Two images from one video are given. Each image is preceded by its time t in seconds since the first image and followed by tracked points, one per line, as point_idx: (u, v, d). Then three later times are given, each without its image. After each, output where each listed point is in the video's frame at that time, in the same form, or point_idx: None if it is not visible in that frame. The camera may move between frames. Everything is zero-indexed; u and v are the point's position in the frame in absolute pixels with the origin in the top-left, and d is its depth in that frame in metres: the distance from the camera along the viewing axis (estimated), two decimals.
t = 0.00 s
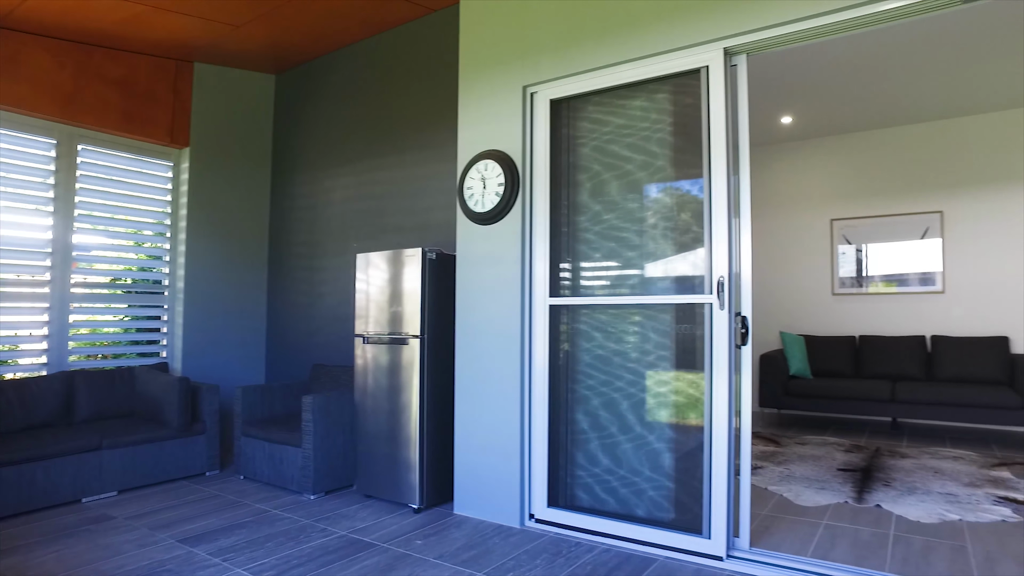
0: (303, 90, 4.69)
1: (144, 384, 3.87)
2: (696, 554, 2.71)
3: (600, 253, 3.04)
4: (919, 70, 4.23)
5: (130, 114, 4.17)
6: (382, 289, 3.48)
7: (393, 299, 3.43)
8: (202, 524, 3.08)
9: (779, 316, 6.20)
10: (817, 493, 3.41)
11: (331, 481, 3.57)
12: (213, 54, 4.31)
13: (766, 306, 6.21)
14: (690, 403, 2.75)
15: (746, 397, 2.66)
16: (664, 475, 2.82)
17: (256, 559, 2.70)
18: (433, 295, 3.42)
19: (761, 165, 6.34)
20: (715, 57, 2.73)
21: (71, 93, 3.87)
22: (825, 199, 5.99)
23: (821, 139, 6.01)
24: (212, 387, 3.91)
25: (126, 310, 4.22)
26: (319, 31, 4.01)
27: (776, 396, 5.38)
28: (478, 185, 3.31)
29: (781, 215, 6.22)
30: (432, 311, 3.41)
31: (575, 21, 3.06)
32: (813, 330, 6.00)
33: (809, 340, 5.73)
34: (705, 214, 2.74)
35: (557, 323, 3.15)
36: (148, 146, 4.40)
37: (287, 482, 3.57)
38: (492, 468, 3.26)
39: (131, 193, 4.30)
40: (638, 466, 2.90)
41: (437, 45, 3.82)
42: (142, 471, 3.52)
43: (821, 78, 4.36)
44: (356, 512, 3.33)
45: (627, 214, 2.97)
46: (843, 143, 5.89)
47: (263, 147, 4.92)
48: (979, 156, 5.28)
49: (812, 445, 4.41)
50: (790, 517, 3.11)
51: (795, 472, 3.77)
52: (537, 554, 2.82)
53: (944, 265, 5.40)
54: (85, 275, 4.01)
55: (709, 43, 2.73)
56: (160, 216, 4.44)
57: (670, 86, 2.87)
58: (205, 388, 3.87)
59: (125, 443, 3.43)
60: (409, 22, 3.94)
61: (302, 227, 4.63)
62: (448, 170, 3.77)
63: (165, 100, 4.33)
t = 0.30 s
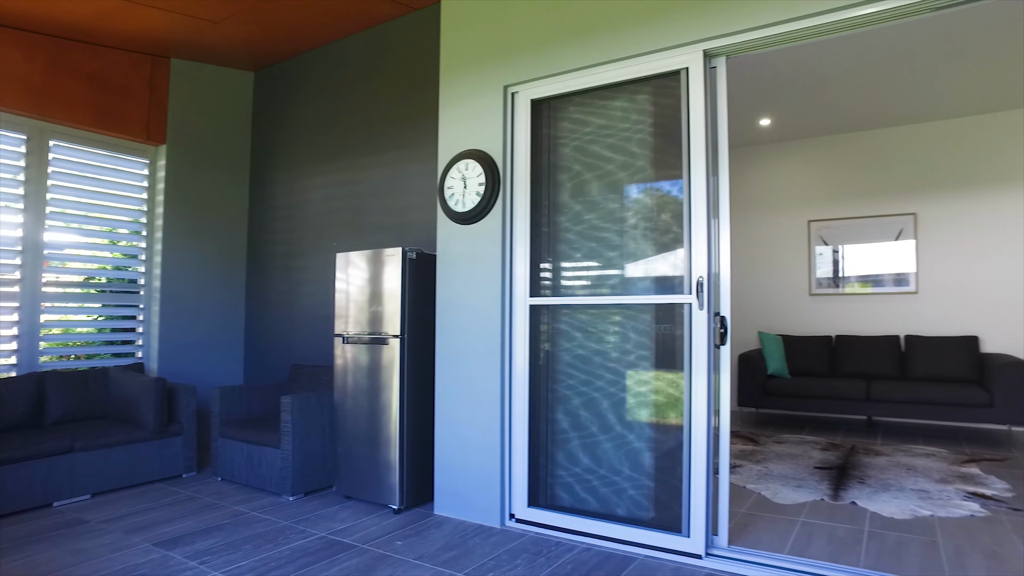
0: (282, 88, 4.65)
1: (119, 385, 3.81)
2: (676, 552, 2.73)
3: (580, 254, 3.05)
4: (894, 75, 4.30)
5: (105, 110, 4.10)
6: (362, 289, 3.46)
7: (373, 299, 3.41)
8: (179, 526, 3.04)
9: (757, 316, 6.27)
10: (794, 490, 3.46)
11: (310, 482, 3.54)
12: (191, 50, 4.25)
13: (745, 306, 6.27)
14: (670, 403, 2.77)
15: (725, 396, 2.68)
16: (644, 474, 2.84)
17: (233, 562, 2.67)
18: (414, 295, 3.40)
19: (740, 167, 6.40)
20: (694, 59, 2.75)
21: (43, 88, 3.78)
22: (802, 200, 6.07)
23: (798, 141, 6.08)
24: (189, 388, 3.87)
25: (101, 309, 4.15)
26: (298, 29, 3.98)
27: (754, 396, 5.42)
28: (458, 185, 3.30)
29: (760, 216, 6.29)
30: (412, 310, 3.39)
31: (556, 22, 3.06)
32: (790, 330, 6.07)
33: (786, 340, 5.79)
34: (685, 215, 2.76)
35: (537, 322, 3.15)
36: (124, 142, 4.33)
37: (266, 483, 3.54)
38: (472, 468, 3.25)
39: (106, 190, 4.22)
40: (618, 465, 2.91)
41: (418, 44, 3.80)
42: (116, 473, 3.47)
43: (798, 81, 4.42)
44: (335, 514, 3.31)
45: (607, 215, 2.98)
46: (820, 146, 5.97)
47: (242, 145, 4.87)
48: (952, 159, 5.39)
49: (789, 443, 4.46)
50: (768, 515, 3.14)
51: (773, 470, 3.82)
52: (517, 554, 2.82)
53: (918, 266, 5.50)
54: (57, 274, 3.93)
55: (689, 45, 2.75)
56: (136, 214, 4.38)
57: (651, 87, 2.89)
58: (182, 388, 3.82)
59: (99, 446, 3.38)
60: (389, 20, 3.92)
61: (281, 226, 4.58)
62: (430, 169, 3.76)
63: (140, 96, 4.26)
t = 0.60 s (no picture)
0: (262, 86, 4.60)
1: (93, 386, 3.74)
2: (656, 551, 2.75)
3: (561, 254, 3.06)
4: (871, 79, 4.36)
5: (79, 106, 4.02)
6: (342, 289, 3.44)
7: (354, 299, 3.39)
8: (154, 530, 2.99)
9: (737, 317, 6.33)
10: (772, 489, 3.49)
11: (289, 484, 3.51)
12: (168, 45, 4.19)
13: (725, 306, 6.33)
14: (650, 403, 2.79)
15: (704, 395, 2.70)
16: (625, 474, 2.85)
17: (210, 565, 2.63)
18: (394, 295, 3.39)
19: (720, 169, 6.46)
20: (675, 61, 2.77)
21: (14, 83, 3.70)
22: (781, 202, 6.14)
23: (777, 144, 6.16)
24: (166, 388, 3.82)
25: (74, 309, 4.07)
26: (278, 26, 3.94)
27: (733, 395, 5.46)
28: (440, 185, 3.29)
29: (739, 218, 6.35)
30: (393, 310, 3.38)
31: (538, 23, 3.07)
32: (769, 330, 6.14)
33: (765, 340, 5.85)
34: (665, 215, 2.77)
35: (518, 322, 3.15)
36: (99, 139, 4.25)
37: (244, 485, 3.50)
38: (453, 468, 3.24)
39: (81, 188, 4.14)
40: (599, 465, 2.92)
41: (400, 43, 3.79)
42: (90, 477, 3.41)
43: (776, 84, 4.47)
44: (315, 515, 3.28)
45: (588, 215, 2.99)
46: (798, 148, 6.05)
47: (221, 144, 4.82)
48: (925, 163, 5.49)
49: (768, 442, 4.51)
50: (747, 513, 3.17)
51: (752, 469, 3.86)
52: (498, 554, 2.82)
53: (894, 267, 5.59)
54: (28, 273, 3.84)
55: (670, 48, 2.77)
56: (112, 212, 4.30)
57: (632, 89, 2.90)
58: (158, 389, 3.77)
59: (72, 448, 3.31)
60: (371, 19, 3.90)
61: (260, 225, 4.53)
62: (411, 169, 3.74)
63: (115, 92, 4.19)
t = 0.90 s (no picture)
0: (242, 83, 4.55)
1: (66, 388, 3.68)
2: (636, 550, 2.76)
3: (543, 254, 3.06)
4: (847, 83, 4.43)
5: (53, 101, 3.94)
6: (322, 289, 3.41)
7: (334, 299, 3.37)
8: (130, 534, 2.95)
9: (717, 317, 6.38)
10: (751, 488, 3.53)
11: (268, 485, 3.48)
12: (145, 41, 4.13)
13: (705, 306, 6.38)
14: (631, 403, 2.80)
15: (684, 395, 2.72)
16: (606, 473, 2.87)
17: (187, 568, 2.60)
18: (375, 295, 3.37)
19: (700, 170, 6.51)
20: (656, 62, 2.78)
21: None
22: (760, 203, 6.20)
23: (757, 145, 6.22)
24: (142, 390, 3.77)
25: (47, 309, 3.99)
26: (258, 23, 3.90)
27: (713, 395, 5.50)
28: (421, 185, 3.28)
29: (720, 219, 6.40)
30: (374, 310, 3.36)
31: (519, 23, 3.07)
32: (749, 330, 6.20)
33: (744, 340, 5.90)
34: (646, 216, 2.79)
35: (499, 322, 3.15)
36: (73, 136, 4.17)
37: (222, 487, 3.46)
38: (434, 468, 3.23)
39: (54, 185, 4.07)
40: (580, 465, 2.93)
41: (381, 42, 3.77)
42: (63, 480, 3.35)
43: (755, 87, 4.52)
44: (294, 517, 3.25)
45: (570, 216, 3.00)
46: (777, 150, 6.12)
47: (200, 142, 4.76)
48: (900, 165, 5.59)
49: (747, 441, 4.56)
50: (726, 512, 3.20)
51: (731, 468, 3.89)
52: (480, 555, 2.82)
53: (870, 268, 5.68)
54: None
55: (651, 49, 2.79)
56: (86, 210, 4.23)
57: (613, 89, 2.91)
58: (135, 390, 3.72)
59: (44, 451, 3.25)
60: (352, 17, 3.88)
61: (240, 224, 4.48)
62: (393, 168, 3.73)
63: (90, 87, 4.12)
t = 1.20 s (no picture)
0: (221, 80, 4.50)
1: (39, 389, 3.61)
2: (617, 549, 2.77)
3: (524, 254, 3.06)
4: (825, 85, 4.49)
5: (25, 96, 3.86)
6: (302, 288, 3.39)
7: (314, 299, 3.34)
8: (104, 538, 2.90)
9: (698, 317, 6.42)
10: (730, 486, 3.56)
11: (247, 487, 3.44)
12: (122, 36, 4.06)
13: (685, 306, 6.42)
14: (613, 402, 2.81)
15: (664, 394, 2.74)
16: (587, 473, 2.88)
17: (163, 572, 2.56)
18: (356, 295, 3.35)
19: (681, 171, 6.55)
20: (637, 63, 2.79)
21: None
22: (740, 204, 6.26)
23: (736, 147, 6.28)
24: (118, 391, 3.71)
25: (19, 309, 3.91)
26: (237, 20, 3.86)
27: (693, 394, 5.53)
28: (402, 184, 3.26)
29: (700, 219, 6.44)
30: (355, 310, 3.34)
31: (501, 23, 3.07)
32: (728, 330, 6.25)
33: (724, 340, 5.95)
34: (627, 216, 2.80)
35: (480, 322, 3.15)
36: (46, 132, 4.09)
37: (200, 489, 3.42)
38: (416, 469, 3.22)
39: (26, 182, 3.99)
40: (562, 465, 2.93)
41: (362, 41, 3.74)
42: (34, 484, 3.28)
43: (735, 89, 4.56)
44: (273, 519, 3.22)
45: (551, 216, 3.00)
46: (757, 152, 6.18)
47: (178, 140, 4.69)
48: (876, 168, 5.68)
49: (726, 440, 4.60)
50: (705, 510, 3.22)
51: (711, 467, 3.92)
52: (460, 555, 2.81)
53: (847, 269, 5.76)
54: None
55: (632, 51, 2.80)
56: (60, 208, 4.15)
57: (595, 90, 2.92)
58: (110, 391, 3.67)
59: (15, 454, 3.19)
60: (333, 15, 3.85)
61: (219, 223, 4.43)
62: (374, 167, 3.70)
63: (64, 82, 4.04)
